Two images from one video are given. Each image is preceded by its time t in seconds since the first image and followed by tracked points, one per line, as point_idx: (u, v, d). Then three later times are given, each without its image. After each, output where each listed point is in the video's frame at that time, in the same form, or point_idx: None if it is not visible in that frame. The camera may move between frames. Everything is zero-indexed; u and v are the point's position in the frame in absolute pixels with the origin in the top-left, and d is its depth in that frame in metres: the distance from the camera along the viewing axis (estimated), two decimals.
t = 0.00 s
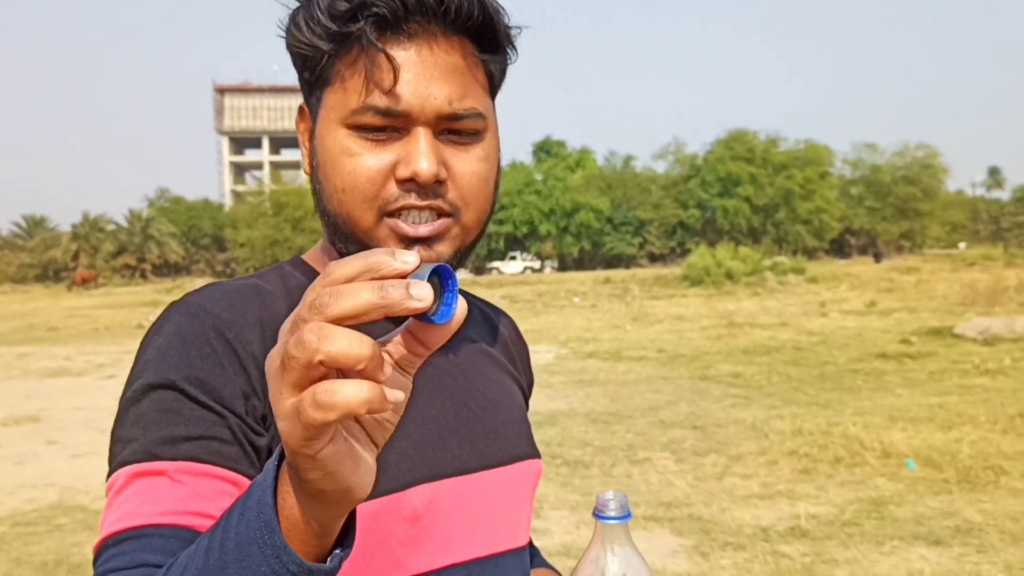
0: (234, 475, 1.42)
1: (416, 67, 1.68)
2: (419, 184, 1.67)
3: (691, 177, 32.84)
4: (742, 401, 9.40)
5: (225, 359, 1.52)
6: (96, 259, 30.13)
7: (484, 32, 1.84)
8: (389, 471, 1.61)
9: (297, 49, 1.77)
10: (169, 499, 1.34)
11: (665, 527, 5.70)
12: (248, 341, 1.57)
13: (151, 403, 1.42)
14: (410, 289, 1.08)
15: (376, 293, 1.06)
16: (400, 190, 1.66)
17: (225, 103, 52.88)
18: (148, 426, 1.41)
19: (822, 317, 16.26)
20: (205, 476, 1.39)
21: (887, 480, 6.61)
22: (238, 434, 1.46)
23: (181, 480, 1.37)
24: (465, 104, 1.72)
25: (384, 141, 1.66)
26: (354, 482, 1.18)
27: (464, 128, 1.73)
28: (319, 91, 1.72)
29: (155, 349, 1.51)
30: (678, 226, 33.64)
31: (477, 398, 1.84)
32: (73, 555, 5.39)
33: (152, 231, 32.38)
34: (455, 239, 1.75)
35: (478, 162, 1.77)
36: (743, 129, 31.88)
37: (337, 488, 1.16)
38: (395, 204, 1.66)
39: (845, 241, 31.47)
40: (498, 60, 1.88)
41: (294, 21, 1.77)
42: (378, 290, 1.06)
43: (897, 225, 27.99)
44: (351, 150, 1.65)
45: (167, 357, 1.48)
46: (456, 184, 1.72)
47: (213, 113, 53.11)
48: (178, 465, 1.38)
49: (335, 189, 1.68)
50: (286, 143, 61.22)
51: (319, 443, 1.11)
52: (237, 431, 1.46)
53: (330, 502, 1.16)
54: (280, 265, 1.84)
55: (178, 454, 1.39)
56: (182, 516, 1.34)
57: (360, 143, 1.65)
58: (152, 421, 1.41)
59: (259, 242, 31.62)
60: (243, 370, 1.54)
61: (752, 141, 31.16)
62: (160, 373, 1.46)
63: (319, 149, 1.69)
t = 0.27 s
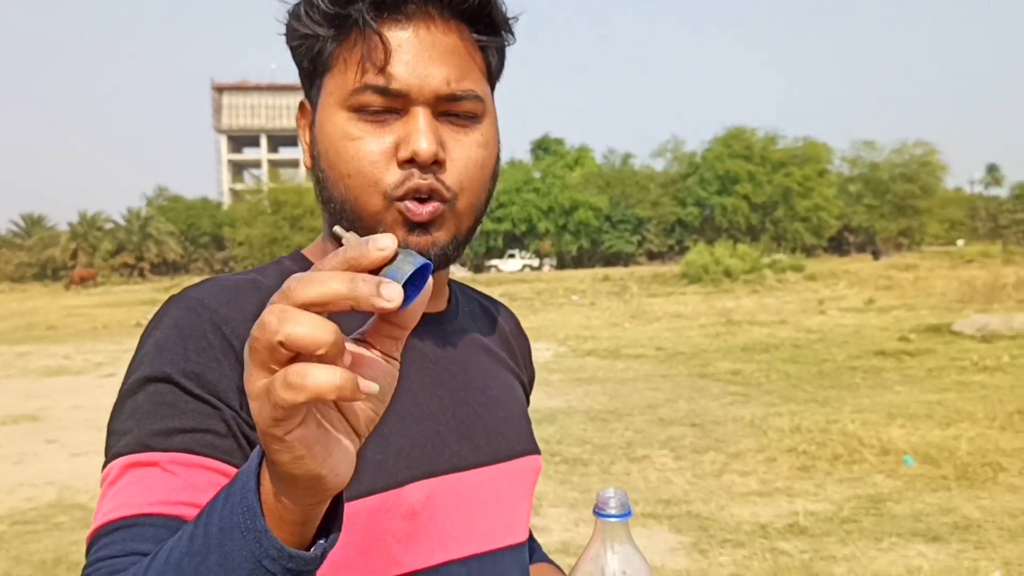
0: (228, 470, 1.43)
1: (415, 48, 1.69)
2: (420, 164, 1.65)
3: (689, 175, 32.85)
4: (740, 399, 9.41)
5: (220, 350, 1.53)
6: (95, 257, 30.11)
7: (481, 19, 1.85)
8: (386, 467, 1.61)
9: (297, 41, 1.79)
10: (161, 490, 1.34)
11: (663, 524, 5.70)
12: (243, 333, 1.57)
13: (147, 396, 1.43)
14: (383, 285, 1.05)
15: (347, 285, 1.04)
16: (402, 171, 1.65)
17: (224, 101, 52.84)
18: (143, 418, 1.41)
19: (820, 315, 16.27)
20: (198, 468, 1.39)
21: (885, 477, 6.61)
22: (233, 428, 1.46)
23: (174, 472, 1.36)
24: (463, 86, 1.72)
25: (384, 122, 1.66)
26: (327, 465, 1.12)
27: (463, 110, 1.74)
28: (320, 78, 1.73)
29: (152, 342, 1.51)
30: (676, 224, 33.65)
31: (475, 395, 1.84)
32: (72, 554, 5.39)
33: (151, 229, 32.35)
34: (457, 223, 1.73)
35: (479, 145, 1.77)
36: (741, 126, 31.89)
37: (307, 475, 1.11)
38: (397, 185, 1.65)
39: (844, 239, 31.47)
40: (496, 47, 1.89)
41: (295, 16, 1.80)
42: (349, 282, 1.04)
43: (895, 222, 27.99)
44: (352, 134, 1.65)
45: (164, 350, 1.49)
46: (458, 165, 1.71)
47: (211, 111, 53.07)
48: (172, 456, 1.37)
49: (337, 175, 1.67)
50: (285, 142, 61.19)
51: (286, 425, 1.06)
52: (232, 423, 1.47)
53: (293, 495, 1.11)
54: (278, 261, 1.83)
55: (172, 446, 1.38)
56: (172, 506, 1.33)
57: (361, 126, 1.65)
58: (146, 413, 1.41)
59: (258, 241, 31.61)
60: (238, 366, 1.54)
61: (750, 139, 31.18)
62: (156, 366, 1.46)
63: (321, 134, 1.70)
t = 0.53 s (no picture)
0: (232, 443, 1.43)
1: (423, 60, 1.68)
2: (425, 177, 1.65)
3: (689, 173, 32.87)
4: (740, 397, 9.41)
5: (224, 332, 1.54)
6: (94, 258, 30.10)
7: (489, 27, 1.84)
8: (383, 463, 1.61)
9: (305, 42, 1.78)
10: (168, 457, 1.34)
11: (664, 522, 5.71)
12: (248, 321, 1.57)
13: (153, 373, 1.44)
14: (442, 283, 0.90)
15: (396, 294, 0.91)
16: (406, 183, 1.65)
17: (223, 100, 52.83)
18: (148, 394, 1.42)
19: (820, 313, 16.27)
20: (203, 439, 1.39)
21: (885, 475, 6.61)
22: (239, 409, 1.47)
23: (180, 441, 1.37)
24: (470, 98, 1.71)
25: (390, 134, 1.65)
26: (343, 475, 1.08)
27: (469, 123, 1.73)
28: (327, 84, 1.73)
29: (157, 325, 1.53)
30: (676, 222, 33.65)
31: (471, 395, 1.85)
32: (72, 554, 5.39)
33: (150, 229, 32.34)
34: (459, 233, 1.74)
35: (483, 158, 1.77)
36: (740, 125, 31.90)
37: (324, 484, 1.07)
38: (401, 198, 1.65)
39: (843, 237, 31.47)
40: (501, 57, 1.89)
41: (304, 16, 1.78)
42: (400, 289, 0.91)
43: (895, 220, 28.02)
44: (358, 145, 1.65)
45: (169, 331, 1.51)
46: (461, 179, 1.72)
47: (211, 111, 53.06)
48: (176, 426, 1.38)
49: (342, 184, 1.68)
50: (284, 141, 61.19)
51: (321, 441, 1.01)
52: (236, 402, 1.47)
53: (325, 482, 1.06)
54: (282, 257, 1.84)
55: (176, 417, 1.39)
56: (175, 471, 1.32)
57: (367, 136, 1.65)
58: (152, 389, 1.42)
59: (257, 241, 31.61)
60: (242, 349, 1.55)
61: (749, 137, 31.19)
62: (161, 347, 1.48)
63: (326, 142, 1.70)
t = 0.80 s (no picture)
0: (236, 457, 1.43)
1: (415, 54, 1.68)
2: (425, 170, 1.66)
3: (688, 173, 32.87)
4: (740, 396, 9.41)
5: (231, 346, 1.54)
6: (94, 258, 30.10)
7: (477, 19, 1.83)
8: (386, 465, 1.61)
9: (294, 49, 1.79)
10: (178, 475, 1.35)
11: (664, 522, 5.71)
12: (255, 333, 1.58)
13: (160, 388, 1.44)
14: (470, 360, 0.98)
15: (429, 362, 0.98)
16: (408, 178, 1.66)
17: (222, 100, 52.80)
18: (154, 409, 1.42)
19: (820, 311, 16.27)
20: (210, 456, 1.40)
21: (885, 474, 6.62)
22: (246, 421, 1.47)
23: (184, 459, 1.38)
24: (464, 89, 1.71)
25: (388, 130, 1.66)
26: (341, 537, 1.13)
27: (465, 113, 1.73)
28: (320, 86, 1.73)
29: (163, 337, 1.52)
30: (675, 221, 33.62)
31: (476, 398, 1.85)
32: (72, 554, 5.39)
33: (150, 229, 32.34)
34: (465, 226, 1.75)
35: (482, 148, 1.77)
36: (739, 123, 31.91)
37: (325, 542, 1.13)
38: (404, 194, 1.66)
39: (843, 236, 31.44)
40: (491, 47, 1.88)
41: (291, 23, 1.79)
42: (432, 358, 0.98)
43: (895, 218, 28.03)
44: (355, 143, 1.66)
45: (175, 343, 1.50)
46: (462, 170, 1.72)
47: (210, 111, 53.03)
48: (183, 444, 1.39)
49: (342, 183, 1.69)
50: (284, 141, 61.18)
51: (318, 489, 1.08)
52: (243, 415, 1.47)
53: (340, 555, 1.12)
54: (286, 261, 1.84)
55: (182, 433, 1.39)
56: (187, 492, 1.34)
57: (365, 134, 1.66)
58: (158, 404, 1.42)
59: (257, 241, 31.60)
60: (249, 363, 1.55)
61: (749, 136, 31.20)
62: (170, 359, 1.48)
63: (324, 142, 1.71)
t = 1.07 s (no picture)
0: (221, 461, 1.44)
1: (405, 51, 1.68)
2: (414, 167, 1.65)
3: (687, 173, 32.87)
4: (739, 397, 9.41)
5: (217, 349, 1.54)
6: (93, 258, 30.09)
7: (468, 15, 1.83)
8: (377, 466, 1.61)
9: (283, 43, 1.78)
10: (159, 481, 1.36)
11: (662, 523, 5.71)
12: (242, 335, 1.58)
13: (144, 391, 1.44)
14: (478, 426, 1.08)
15: (434, 428, 1.07)
16: (396, 176, 1.65)
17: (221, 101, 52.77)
18: (139, 412, 1.42)
19: (819, 312, 16.27)
20: (193, 459, 1.40)
21: (884, 474, 6.61)
22: (232, 424, 1.47)
23: (168, 464, 1.38)
24: (454, 85, 1.71)
25: (377, 127, 1.66)
26: None
27: (456, 110, 1.73)
28: (309, 82, 1.73)
29: (149, 339, 1.52)
30: (674, 222, 33.60)
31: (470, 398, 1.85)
32: (69, 555, 5.38)
33: (149, 230, 32.33)
34: (454, 224, 1.75)
35: (472, 145, 1.76)
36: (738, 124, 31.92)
37: None
38: (392, 192, 1.66)
39: (842, 237, 31.43)
40: (482, 42, 1.87)
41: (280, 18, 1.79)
42: (440, 424, 1.07)
43: (894, 219, 28.05)
44: (343, 140, 1.66)
45: (160, 345, 1.50)
46: (452, 167, 1.71)
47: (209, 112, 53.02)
48: (166, 448, 1.39)
49: (330, 180, 1.69)
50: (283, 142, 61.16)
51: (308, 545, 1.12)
52: (229, 417, 1.47)
53: None
54: (275, 260, 1.84)
55: (166, 438, 1.40)
56: (166, 497, 1.34)
57: (353, 130, 1.66)
58: (143, 407, 1.42)
59: (256, 241, 31.59)
60: (237, 363, 1.55)
61: (748, 137, 31.23)
62: (154, 361, 1.48)
63: (313, 139, 1.71)
